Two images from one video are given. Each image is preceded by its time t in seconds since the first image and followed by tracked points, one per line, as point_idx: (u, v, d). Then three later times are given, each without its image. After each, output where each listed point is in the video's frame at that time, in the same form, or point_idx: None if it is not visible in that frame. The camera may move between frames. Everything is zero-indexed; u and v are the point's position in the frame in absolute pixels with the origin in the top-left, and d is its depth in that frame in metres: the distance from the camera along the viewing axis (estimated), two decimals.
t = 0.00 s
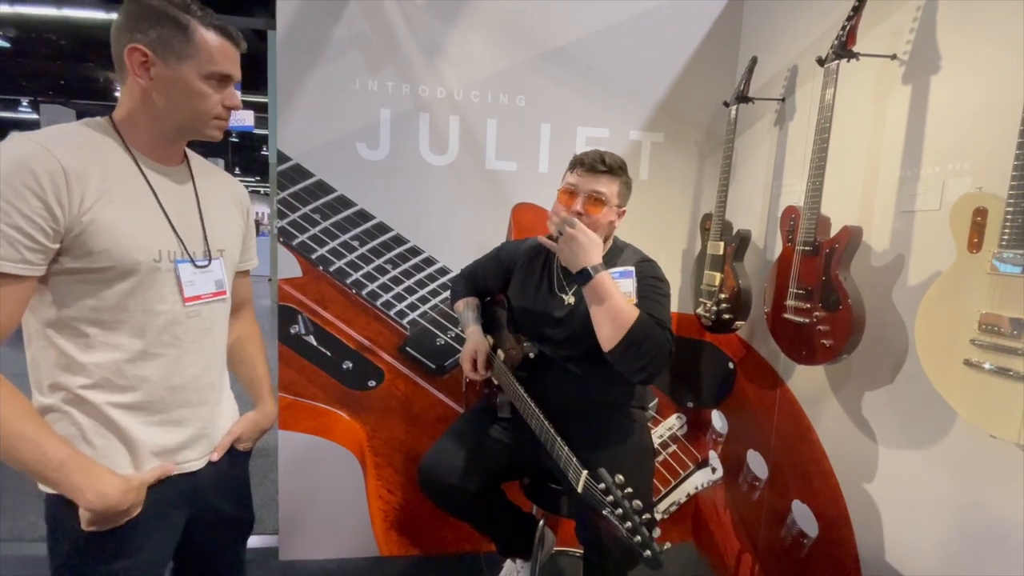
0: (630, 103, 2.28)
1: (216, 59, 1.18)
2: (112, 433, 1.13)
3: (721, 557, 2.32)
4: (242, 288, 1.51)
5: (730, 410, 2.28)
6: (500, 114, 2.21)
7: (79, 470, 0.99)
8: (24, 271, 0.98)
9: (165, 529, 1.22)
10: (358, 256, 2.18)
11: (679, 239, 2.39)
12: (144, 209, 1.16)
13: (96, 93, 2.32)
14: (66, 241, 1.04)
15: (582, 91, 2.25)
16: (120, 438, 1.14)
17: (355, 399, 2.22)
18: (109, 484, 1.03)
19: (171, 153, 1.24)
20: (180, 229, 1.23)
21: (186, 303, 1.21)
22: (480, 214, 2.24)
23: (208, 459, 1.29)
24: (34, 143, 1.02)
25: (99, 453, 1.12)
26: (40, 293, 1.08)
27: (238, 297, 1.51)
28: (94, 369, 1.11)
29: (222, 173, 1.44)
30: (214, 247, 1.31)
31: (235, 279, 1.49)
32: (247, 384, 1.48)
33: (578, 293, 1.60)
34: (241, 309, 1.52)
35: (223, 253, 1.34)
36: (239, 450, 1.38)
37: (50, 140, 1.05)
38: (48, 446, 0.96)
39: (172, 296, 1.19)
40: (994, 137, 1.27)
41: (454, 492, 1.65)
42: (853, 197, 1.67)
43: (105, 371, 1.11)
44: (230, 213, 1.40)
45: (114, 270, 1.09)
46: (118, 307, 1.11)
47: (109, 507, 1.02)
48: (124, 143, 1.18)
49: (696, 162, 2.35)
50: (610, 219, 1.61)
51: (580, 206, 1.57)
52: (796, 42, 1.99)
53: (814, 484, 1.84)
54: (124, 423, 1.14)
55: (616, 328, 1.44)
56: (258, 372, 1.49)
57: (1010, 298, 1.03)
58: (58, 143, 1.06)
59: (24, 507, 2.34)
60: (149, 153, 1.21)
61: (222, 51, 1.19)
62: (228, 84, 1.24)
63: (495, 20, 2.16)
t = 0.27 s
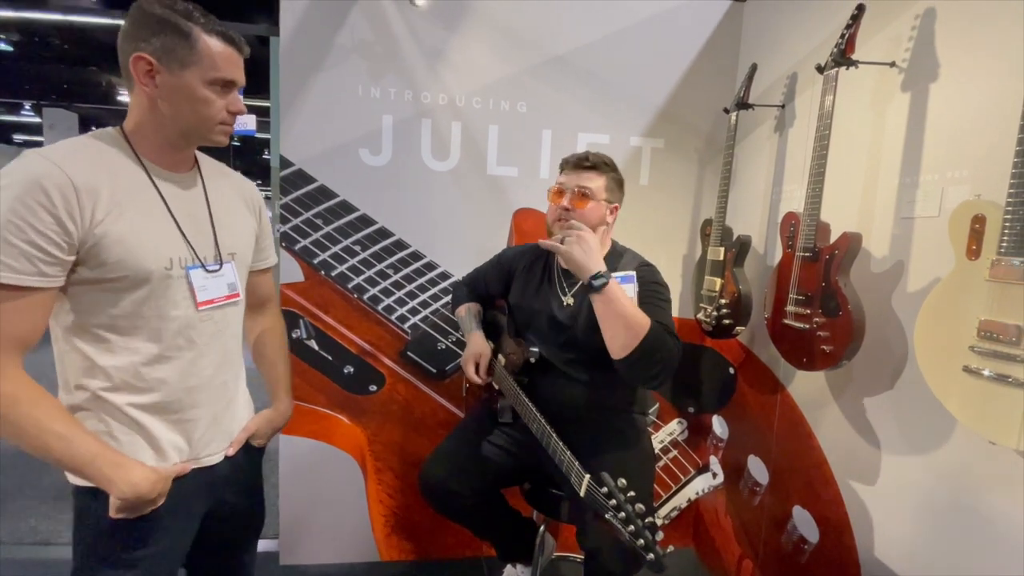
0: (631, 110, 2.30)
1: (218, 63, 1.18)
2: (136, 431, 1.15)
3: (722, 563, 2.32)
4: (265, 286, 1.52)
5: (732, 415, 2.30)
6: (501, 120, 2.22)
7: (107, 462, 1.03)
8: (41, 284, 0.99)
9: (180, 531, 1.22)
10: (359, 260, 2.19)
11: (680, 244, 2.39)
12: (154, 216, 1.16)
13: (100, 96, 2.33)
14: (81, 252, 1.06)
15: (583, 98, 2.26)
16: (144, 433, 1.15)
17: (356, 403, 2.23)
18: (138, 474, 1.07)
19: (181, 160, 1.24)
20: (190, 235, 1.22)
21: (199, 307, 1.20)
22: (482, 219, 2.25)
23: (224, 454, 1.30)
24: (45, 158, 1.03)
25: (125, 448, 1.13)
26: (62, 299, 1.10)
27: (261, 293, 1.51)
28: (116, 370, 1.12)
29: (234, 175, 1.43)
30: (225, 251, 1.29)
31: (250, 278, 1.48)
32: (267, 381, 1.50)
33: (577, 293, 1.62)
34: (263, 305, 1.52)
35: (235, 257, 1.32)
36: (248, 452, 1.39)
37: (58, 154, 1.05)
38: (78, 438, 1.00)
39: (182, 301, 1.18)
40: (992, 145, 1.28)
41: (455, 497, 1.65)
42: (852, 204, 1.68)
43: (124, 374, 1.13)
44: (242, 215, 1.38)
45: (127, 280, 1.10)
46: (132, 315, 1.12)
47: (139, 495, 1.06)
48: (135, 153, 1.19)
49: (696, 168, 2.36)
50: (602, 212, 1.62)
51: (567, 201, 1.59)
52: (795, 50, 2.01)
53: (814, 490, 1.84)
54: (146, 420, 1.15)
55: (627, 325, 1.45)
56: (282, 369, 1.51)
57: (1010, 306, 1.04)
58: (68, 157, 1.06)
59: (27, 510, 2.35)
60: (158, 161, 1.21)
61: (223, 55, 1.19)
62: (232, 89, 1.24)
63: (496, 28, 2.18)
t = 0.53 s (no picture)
0: (632, 117, 2.31)
1: (204, 65, 1.16)
2: (161, 426, 1.16)
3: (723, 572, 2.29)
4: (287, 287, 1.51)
5: (732, 422, 2.29)
6: (503, 127, 2.23)
7: (134, 451, 1.07)
8: (67, 295, 1.03)
9: (194, 532, 1.22)
10: (361, 266, 2.20)
11: (681, 250, 2.40)
12: (171, 226, 1.17)
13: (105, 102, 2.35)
14: (105, 264, 1.09)
15: (584, 105, 2.28)
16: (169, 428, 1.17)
17: (357, 408, 2.24)
18: (162, 464, 1.10)
19: (194, 170, 1.23)
20: (206, 244, 1.22)
21: (208, 312, 1.19)
22: (485, 225, 2.26)
23: (243, 451, 1.29)
24: (70, 175, 1.06)
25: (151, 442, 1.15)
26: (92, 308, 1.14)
27: (284, 295, 1.50)
28: (140, 371, 1.14)
29: (251, 181, 1.41)
30: (241, 259, 1.28)
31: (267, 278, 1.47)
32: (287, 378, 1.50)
33: (579, 297, 1.61)
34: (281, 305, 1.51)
35: (251, 265, 1.30)
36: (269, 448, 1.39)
37: (81, 170, 1.08)
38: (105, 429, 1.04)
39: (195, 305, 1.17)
40: (992, 153, 1.28)
41: (455, 503, 1.65)
42: (853, 211, 1.68)
43: (148, 376, 1.15)
44: (260, 221, 1.36)
45: (146, 290, 1.12)
46: (152, 324, 1.14)
47: (162, 483, 1.10)
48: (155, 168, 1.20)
49: (697, 174, 2.37)
50: (595, 211, 1.56)
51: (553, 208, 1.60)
52: (796, 58, 2.01)
53: (817, 498, 1.83)
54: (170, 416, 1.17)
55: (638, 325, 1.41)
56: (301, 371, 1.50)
57: (1011, 316, 1.04)
58: (90, 172, 1.09)
59: (31, 513, 2.36)
60: (172, 172, 1.21)
61: (211, 58, 1.18)
62: (214, 88, 1.18)
63: (498, 36, 2.19)
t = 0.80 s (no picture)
0: (635, 120, 2.31)
1: (190, 71, 1.17)
2: (180, 423, 1.17)
3: None
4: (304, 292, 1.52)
5: (734, 426, 2.29)
6: (506, 130, 2.24)
7: (154, 444, 1.07)
8: (89, 299, 1.05)
9: (205, 534, 1.22)
10: (364, 269, 2.21)
11: (685, 254, 2.39)
12: (185, 231, 1.18)
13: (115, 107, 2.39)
14: (126, 269, 1.11)
15: (587, 108, 2.28)
16: (188, 424, 1.17)
17: (359, 411, 2.24)
18: (181, 457, 1.10)
19: (193, 177, 1.22)
20: (219, 249, 1.22)
21: (208, 313, 1.17)
22: (488, 229, 2.26)
23: (258, 449, 1.30)
24: (93, 184, 1.09)
25: (170, 438, 1.16)
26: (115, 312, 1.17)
27: (296, 303, 1.52)
28: (159, 370, 1.16)
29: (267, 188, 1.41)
30: (254, 266, 1.27)
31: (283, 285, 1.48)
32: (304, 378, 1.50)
33: (578, 298, 1.61)
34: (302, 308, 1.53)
35: (264, 271, 1.29)
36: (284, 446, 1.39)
37: (103, 180, 1.11)
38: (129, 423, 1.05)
39: (196, 305, 1.16)
40: (998, 154, 1.26)
41: (455, 506, 1.65)
42: (858, 214, 1.66)
43: (166, 377, 1.16)
44: (276, 227, 1.36)
45: (162, 295, 1.14)
46: (169, 328, 1.15)
47: (182, 473, 1.10)
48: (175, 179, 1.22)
49: (701, 177, 2.36)
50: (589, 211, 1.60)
51: (549, 212, 1.63)
52: (799, 60, 2.00)
53: (822, 505, 1.81)
54: (189, 412, 1.18)
55: (640, 315, 1.38)
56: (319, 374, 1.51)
57: (1014, 322, 1.02)
58: (112, 181, 1.12)
59: (39, 513, 2.39)
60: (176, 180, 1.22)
61: (199, 64, 1.18)
62: (193, 91, 1.18)
63: (500, 41, 2.20)
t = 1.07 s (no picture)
0: (637, 119, 2.28)
1: (197, 78, 1.17)
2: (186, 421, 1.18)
3: None
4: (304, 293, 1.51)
5: (739, 428, 2.29)
6: (507, 130, 2.23)
7: (159, 441, 1.08)
8: (95, 300, 1.06)
9: (206, 533, 1.22)
10: (366, 270, 2.21)
11: (690, 254, 2.36)
12: (187, 233, 1.19)
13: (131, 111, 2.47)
14: (130, 271, 1.11)
15: (588, 108, 2.26)
16: (194, 421, 1.18)
17: (361, 411, 2.25)
18: (188, 455, 1.12)
19: (198, 182, 1.23)
20: (222, 250, 1.23)
21: (212, 314, 1.18)
22: (489, 229, 2.26)
23: (264, 447, 1.31)
24: (97, 188, 1.10)
25: (177, 436, 1.17)
26: (119, 315, 1.17)
27: (299, 303, 1.52)
28: (163, 370, 1.17)
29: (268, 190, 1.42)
30: (255, 267, 1.27)
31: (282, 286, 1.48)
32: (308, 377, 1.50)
33: (574, 298, 1.60)
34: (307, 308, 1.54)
35: (266, 272, 1.29)
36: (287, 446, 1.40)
37: (106, 184, 1.12)
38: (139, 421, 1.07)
39: (201, 306, 1.17)
40: (1006, 149, 1.22)
41: (453, 507, 1.65)
42: (863, 213, 1.63)
43: (169, 376, 1.17)
44: (277, 229, 1.37)
45: (166, 296, 1.14)
46: (172, 329, 1.16)
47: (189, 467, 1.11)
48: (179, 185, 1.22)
49: (705, 176, 2.33)
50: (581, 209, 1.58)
51: (541, 210, 1.61)
52: (804, 57, 1.97)
53: (827, 509, 1.78)
54: (195, 411, 1.19)
55: (637, 311, 1.37)
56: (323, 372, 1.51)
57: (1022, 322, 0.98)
58: (115, 185, 1.13)
59: (49, 511, 2.42)
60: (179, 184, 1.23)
61: (205, 71, 1.18)
62: (198, 98, 1.18)
63: (500, 41, 2.19)
